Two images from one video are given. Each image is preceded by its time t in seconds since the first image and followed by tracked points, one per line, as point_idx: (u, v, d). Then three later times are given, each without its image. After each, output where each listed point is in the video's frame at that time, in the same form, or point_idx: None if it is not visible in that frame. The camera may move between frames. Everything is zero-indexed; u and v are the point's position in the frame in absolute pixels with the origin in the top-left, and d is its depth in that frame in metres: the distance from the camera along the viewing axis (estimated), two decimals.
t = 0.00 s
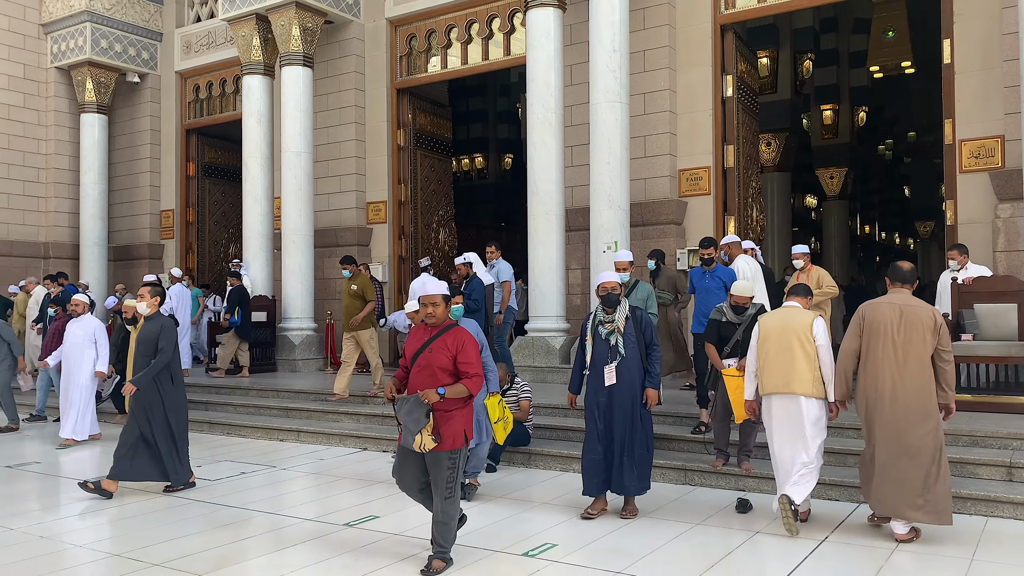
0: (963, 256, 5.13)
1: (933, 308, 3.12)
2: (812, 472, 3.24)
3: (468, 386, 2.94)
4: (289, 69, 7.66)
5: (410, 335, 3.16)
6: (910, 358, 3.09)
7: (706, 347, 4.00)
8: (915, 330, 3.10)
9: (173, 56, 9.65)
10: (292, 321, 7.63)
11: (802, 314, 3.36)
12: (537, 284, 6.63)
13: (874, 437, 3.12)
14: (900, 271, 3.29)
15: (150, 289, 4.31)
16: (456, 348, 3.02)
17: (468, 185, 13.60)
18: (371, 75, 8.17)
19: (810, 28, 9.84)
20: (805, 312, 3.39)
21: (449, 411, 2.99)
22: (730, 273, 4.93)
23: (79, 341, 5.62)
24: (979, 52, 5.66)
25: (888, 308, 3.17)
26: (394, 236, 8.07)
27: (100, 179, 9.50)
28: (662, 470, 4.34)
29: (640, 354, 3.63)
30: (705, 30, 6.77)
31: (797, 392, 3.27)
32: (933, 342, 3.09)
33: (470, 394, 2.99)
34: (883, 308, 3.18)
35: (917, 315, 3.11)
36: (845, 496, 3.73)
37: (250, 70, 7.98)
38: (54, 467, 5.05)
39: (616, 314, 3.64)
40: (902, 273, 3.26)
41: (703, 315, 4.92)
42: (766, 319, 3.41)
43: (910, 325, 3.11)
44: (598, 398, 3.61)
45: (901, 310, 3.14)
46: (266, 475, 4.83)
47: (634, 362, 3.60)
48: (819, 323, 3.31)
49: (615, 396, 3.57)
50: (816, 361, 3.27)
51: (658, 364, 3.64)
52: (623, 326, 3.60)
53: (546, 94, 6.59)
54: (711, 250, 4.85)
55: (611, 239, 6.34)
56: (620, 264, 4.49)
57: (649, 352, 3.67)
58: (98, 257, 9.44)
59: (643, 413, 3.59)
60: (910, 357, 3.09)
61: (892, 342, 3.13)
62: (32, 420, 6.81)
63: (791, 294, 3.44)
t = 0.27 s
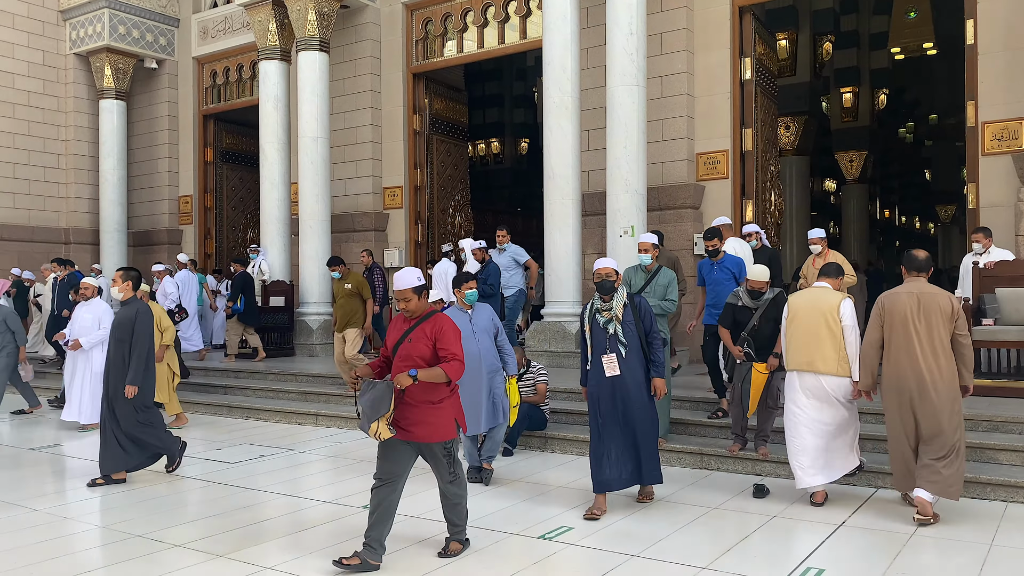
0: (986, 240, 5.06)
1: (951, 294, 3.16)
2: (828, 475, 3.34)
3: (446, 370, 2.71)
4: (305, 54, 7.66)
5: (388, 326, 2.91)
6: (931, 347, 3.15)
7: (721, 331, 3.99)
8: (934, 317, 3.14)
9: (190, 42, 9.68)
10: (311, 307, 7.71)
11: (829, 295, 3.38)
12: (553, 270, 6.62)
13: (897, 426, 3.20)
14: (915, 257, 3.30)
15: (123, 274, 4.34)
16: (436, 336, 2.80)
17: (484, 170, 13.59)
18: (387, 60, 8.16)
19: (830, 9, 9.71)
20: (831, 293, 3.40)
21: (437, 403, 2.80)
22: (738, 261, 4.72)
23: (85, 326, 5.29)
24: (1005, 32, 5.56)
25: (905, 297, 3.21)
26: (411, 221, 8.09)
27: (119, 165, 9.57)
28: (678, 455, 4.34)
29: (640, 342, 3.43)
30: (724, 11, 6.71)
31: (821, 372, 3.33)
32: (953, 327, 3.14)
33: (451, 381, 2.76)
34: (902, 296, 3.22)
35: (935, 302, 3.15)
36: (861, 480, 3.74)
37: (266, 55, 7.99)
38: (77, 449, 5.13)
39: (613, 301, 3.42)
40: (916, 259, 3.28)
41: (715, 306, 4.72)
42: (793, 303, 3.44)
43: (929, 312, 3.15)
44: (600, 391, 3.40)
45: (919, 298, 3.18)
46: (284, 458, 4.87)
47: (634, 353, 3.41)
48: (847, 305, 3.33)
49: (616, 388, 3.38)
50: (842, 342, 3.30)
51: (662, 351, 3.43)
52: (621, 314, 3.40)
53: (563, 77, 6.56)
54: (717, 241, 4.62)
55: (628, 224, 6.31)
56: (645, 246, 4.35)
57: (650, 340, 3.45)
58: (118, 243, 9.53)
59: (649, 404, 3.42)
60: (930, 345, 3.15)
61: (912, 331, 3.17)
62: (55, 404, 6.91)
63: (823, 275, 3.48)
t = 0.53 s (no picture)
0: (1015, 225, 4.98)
1: (974, 274, 3.20)
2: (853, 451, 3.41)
3: (428, 359, 2.68)
4: (327, 42, 7.68)
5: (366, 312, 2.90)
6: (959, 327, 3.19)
7: (746, 323, 3.97)
8: (959, 298, 3.19)
9: (213, 30, 9.72)
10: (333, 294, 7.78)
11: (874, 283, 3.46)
12: (574, 256, 6.62)
13: (928, 407, 3.22)
14: (941, 241, 3.32)
15: (109, 260, 4.06)
16: (417, 321, 2.75)
17: (506, 157, 13.57)
18: (408, 46, 8.17)
19: None
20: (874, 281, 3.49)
21: (412, 391, 2.75)
22: (754, 245, 4.62)
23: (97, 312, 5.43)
24: None
25: (930, 279, 3.24)
26: (431, 208, 8.10)
27: (144, 153, 9.66)
28: (700, 441, 4.29)
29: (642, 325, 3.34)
30: None
31: (862, 354, 3.39)
32: (977, 306, 3.18)
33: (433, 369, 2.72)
34: (926, 279, 3.26)
35: (959, 283, 3.19)
36: (884, 468, 3.71)
37: (288, 43, 8.02)
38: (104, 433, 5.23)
39: (615, 284, 3.37)
40: (942, 244, 3.31)
41: (733, 291, 4.65)
42: (833, 287, 3.49)
43: (954, 293, 3.19)
44: (603, 375, 3.33)
45: (943, 280, 3.22)
46: (306, 443, 4.92)
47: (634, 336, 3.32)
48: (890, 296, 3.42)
49: (618, 371, 3.29)
50: (883, 324, 3.38)
51: (664, 336, 3.33)
52: (622, 297, 3.33)
53: (584, 63, 6.53)
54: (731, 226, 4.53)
55: (650, 210, 6.28)
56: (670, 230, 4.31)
57: (652, 324, 3.34)
58: (143, 230, 9.64)
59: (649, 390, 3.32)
60: (957, 325, 3.20)
61: (940, 312, 3.21)
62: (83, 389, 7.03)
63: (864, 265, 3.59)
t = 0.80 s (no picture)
0: None
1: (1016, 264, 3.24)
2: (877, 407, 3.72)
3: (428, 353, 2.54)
4: (352, 31, 7.70)
5: (356, 302, 2.72)
6: (1000, 317, 3.24)
7: (780, 319, 3.90)
8: (1001, 288, 3.23)
9: (240, 20, 9.79)
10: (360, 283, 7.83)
11: (916, 255, 3.61)
12: (599, 245, 6.60)
13: (970, 396, 3.24)
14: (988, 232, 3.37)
15: (94, 246, 4.02)
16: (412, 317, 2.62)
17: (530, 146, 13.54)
18: (433, 35, 8.17)
19: None
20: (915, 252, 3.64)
21: (400, 387, 2.58)
22: (768, 233, 4.52)
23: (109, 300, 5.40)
24: None
25: (973, 270, 3.28)
26: (456, 197, 8.11)
27: (172, 142, 9.76)
28: (726, 432, 4.24)
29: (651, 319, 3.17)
30: None
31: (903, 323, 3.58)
32: (1018, 296, 3.22)
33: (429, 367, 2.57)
34: (968, 269, 3.29)
35: (1002, 273, 3.24)
36: (914, 460, 3.67)
37: (314, 32, 8.05)
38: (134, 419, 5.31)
39: (625, 276, 3.21)
40: (989, 235, 3.35)
41: (750, 283, 4.56)
42: (875, 261, 3.66)
43: (997, 283, 3.24)
44: (610, 368, 3.20)
45: (987, 270, 3.26)
46: (333, 429, 4.97)
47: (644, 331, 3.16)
48: (932, 266, 3.58)
49: (624, 364, 3.16)
50: (926, 295, 3.56)
51: (674, 334, 3.16)
52: (630, 290, 3.18)
53: (611, 50, 6.48)
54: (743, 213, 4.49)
55: (676, 198, 6.24)
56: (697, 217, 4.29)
57: (663, 320, 3.18)
58: (172, 219, 9.76)
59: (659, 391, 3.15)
60: (997, 314, 3.24)
61: (982, 301, 3.25)
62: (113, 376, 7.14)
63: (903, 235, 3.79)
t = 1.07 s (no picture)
0: None
1: None
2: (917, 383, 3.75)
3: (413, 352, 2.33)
4: (382, 23, 7.73)
5: (351, 296, 2.52)
6: None
7: (807, 310, 3.87)
8: None
9: (271, 13, 9.85)
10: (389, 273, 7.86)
11: (952, 242, 3.61)
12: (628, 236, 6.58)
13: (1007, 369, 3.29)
14: None
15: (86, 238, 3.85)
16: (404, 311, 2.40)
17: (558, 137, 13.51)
18: (462, 26, 8.16)
19: None
20: (951, 239, 3.63)
21: (392, 385, 2.43)
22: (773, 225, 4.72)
23: (130, 295, 5.50)
24: None
25: None
26: (484, 188, 8.12)
27: (205, 135, 9.87)
28: (756, 425, 4.22)
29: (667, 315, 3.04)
30: None
31: (939, 310, 3.57)
32: None
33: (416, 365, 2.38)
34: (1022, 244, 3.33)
35: None
36: (949, 455, 3.62)
37: (344, 24, 8.09)
38: (169, 408, 5.40)
39: (641, 264, 3.09)
40: None
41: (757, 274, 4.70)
42: (911, 247, 3.67)
43: None
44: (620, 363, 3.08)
45: None
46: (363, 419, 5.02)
47: (659, 326, 3.02)
48: (969, 253, 3.57)
49: (633, 360, 3.02)
50: (962, 281, 3.55)
51: (690, 331, 3.01)
52: (646, 280, 3.05)
53: (641, 40, 6.43)
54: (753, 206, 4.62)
55: (706, 189, 6.19)
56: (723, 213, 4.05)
57: (679, 316, 3.04)
58: (205, 211, 9.88)
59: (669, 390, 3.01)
60: None
61: None
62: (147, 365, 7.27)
63: (936, 223, 3.70)
